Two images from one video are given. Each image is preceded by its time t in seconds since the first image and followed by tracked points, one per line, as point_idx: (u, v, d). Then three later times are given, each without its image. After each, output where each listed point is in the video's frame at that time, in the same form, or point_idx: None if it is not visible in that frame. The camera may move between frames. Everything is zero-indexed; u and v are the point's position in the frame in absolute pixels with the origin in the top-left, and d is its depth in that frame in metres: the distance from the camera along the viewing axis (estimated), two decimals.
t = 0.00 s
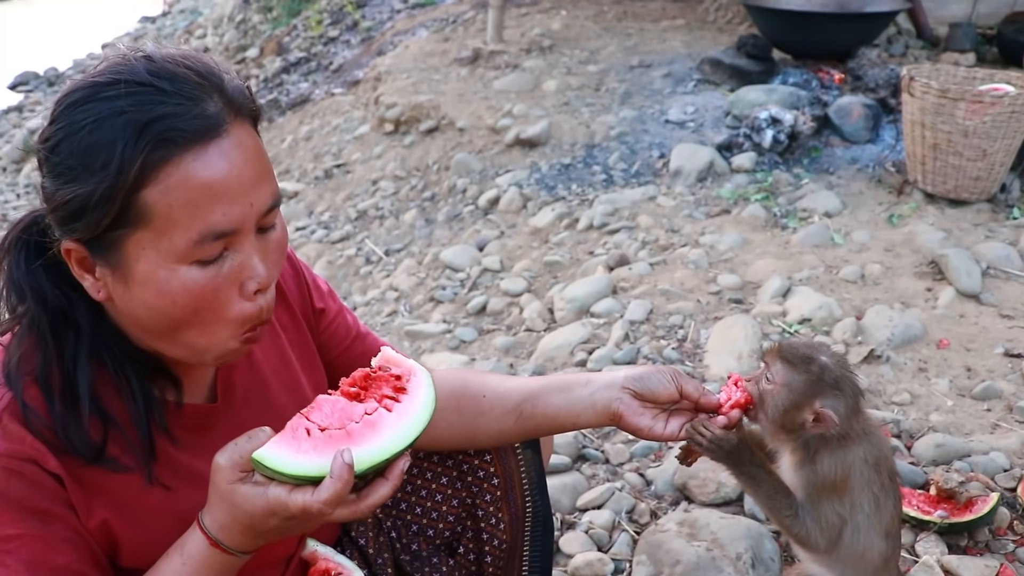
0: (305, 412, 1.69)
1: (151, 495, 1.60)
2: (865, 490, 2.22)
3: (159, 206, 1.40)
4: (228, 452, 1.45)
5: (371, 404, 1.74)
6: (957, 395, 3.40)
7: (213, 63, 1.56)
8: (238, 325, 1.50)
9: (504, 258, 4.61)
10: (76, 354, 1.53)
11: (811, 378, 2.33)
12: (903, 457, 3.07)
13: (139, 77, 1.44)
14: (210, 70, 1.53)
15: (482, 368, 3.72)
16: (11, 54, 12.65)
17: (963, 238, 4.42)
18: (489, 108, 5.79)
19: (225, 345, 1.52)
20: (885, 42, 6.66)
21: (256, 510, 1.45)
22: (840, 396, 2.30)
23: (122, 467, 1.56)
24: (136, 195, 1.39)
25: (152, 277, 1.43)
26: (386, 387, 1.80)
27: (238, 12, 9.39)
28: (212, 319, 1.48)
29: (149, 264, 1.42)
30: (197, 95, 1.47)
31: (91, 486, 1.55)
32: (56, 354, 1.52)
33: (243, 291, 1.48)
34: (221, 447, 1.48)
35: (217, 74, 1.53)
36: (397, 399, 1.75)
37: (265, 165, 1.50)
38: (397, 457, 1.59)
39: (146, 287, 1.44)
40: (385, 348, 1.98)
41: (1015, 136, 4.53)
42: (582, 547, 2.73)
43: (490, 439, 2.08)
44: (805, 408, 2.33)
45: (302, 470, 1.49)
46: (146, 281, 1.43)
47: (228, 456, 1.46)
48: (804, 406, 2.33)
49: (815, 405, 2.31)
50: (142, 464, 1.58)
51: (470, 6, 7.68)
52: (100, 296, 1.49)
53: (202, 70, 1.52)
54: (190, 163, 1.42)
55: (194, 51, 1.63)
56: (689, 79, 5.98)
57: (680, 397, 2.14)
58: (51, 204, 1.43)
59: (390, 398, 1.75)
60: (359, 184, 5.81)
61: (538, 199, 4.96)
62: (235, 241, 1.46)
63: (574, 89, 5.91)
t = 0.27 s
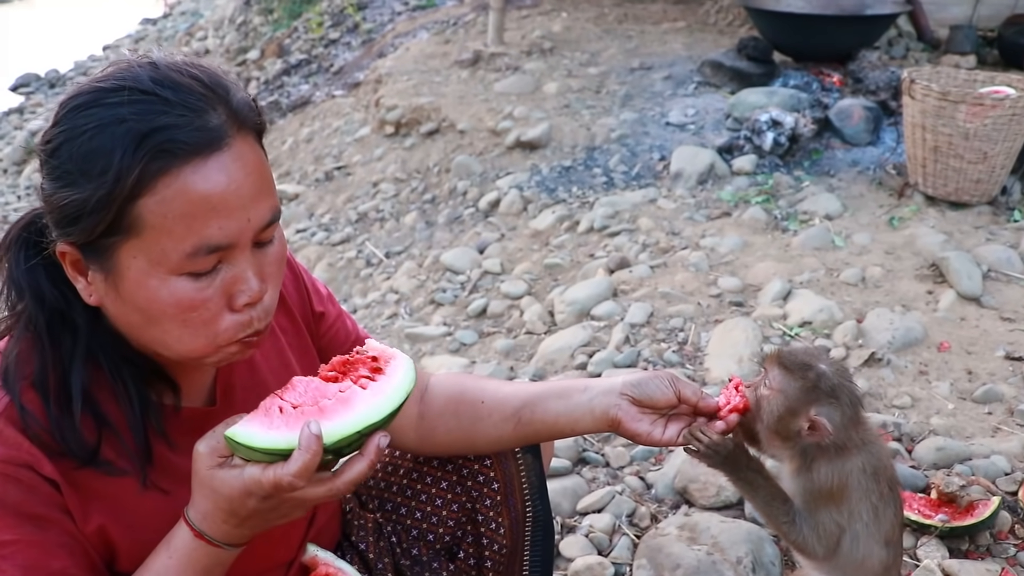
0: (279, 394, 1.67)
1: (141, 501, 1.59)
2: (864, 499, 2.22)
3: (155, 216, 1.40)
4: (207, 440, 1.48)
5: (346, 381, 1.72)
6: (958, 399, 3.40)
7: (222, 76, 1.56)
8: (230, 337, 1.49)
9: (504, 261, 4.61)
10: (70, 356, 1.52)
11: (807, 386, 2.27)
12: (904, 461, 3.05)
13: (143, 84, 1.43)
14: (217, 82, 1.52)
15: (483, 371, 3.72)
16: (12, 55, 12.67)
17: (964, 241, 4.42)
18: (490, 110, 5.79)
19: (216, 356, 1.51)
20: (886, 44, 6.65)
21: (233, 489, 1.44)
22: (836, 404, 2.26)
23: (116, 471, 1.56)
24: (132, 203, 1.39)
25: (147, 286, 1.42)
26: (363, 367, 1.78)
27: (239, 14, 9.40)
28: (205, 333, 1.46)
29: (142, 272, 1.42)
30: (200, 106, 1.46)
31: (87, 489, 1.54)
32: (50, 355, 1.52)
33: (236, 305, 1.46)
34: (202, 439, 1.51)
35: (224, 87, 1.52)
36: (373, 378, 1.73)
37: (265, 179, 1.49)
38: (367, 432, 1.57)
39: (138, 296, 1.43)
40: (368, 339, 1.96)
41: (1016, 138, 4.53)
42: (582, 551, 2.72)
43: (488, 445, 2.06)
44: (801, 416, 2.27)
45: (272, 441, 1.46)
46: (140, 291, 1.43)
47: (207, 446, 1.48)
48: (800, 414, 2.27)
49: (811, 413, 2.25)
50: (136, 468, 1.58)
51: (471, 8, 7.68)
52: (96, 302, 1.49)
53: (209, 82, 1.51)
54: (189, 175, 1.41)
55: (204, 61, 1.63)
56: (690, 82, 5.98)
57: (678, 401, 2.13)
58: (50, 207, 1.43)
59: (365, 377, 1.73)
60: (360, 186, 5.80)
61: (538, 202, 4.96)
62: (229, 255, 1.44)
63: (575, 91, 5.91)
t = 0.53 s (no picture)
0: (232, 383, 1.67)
1: (141, 534, 1.59)
2: (861, 510, 2.22)
3: (164, 257, 1.39)
4: (165, 438, 1.50)
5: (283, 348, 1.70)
6: (956, 402, 3.39)
7: (240, 114, 1.56)
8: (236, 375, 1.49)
9: (502, 265, 4.60)
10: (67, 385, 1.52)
11: (806, 396, 2.27)
12: (903, 465, 3.04)
13: (157, 122, 1.43)
14: (234, 121, 1.52)
15: (480, 376, 3.71)
16: (10, 58, 12.65)
17: (962, 244, 4.42)
18: (487, 114, 5.79)
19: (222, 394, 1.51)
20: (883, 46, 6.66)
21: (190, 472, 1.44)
22: (836, 415, 2.26)
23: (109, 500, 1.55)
24: (141, 244, 1.38)
25: (152, 326, 1.42)
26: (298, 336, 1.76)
27: (237, 18, 9.41)
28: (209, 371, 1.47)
29: (149, 312, 1.42)
30: (215, 147, 1.45)
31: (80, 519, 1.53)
32: (56, 387, 1.52)
33: (240, 345, 1.47)
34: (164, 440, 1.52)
35: (241, 127, 1.52)
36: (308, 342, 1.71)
37: (276, 219, 1.48)
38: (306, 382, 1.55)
39: (145, 335, 1.43)
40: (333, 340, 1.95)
41: (1013, 141, 4.53)
42: (580, 557, 2.71)
43: (486, 458, 2.07)
44: (800, 425, 2.26)
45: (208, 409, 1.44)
46: (145, 330, 1.43)
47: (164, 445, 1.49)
48: (799, 423, 2.26)
49: (811, 422, 2.25)
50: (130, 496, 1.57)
51: (468, 12, 7.68)
52: (98, 334, 1.49)
53: (227, 121, 1.51)
54: (199, 217, 1.40)
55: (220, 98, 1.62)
56: (688, 85, 5.98)
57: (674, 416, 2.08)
58: (59, 240, 1.43)
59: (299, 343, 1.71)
60: (358, 190, 5.79)
61: (536, 205, 4.95)
62: (237, 296, 1.44)
63: (573, 94, 5.91)
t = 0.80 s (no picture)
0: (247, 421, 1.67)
1: (125, 557, 1.58)
2: (862, 529, 2.20)
3: (191, 314, 1.39)
4: (178, 478, 1.50)
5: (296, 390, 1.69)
6: (954, 414, 3.39)
7: (278, 168, 1.52)
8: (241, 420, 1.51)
9: (498, 278, 4.59)
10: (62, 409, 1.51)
11: (816, 418, 2.27)
12: (901, 478, 3.04)
13: (206, 178, 1.39)
14: (274, 179, 1.49)
15: (476, 389, 3.70)
16: (7, 70, 12.68)
17: (958, 254, 4.42)
18: (484, 126, 5.79)
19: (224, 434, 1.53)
20: (878, 57, 6.68)
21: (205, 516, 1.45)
22: (845, 434, 2.24)
23: (95, 524, 1.54)
24: (172, 301, 1.37)
25: (167, 374, 1.42)
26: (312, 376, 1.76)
27: (234, 30, 9.45)
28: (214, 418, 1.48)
29: (167, 361, 1.42)
30: (258, 212, 1.43)
31: (65, 544, 1.51)
32: (51, 410, 1.50)
33: (248, 396, 1.48)
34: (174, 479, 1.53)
35: (280, 185, 1.49)
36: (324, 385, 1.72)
37: (303, 286, 1.49)
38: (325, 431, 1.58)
39: (158, 380, 1.43)
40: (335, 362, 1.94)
41: (1008, 151, 4.53)
42: (576, 573, 2.69)
43: (478, 475, 2.06)
44: (809, 445, 2.26)
45: (231, 457, 1.45)
46: (158, 375, 1.43)
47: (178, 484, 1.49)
48: (808, 443, 2.27)
49: (819, 443, 2.24)
50: (115, 521, 1.56)
51: (465, 24, 7.71)
52: (101, 364, 1.47)
53: (267, 177, 1.48)
54: (235, 283, 1.40)
55: (252, 139, 1.57)
56: (683, 96, 5.99)
57: (669, 437, 2.09)
58: (80, 277, 1.38)
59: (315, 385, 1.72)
60: (354, 202, 5.79)
61: (532, 218, 4.95)
62: (257, 356, 1.45)
63: (569, 106, 5.92)
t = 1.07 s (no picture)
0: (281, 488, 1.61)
1: None
2: (867, 547, 2.16)
3: (174, 272, 1.38)
4: (198, 533, 1.39)
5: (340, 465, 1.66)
6: (949, 430, 3.38)
7: (221, 135, 1.55)
8: (246, 392, 1.48)
9: (493, 294, 4.59)
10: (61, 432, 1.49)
11: (829, 434, 2.24)
12: (896, 495, 3.03)
13: (156, 144, 1.42)
14: (219, 141, 1.52)
15: (471, 408, 3.69)
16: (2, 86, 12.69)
17: (952, 269, 4.42)
18: (478, 142, 5.80)
19: (231, 415, 1.50)
20: (871, 71, 6.80)
21: None
22: (859, 452, 2.20)
23: (93, 549, 1.53)
24: (152, 262, 1.37)
25: (164, 346, 1.40)
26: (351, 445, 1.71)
27: (229, 46, 9.49)
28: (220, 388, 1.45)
29: (160, 331, 1.40)
30: (212, 164, 1.45)
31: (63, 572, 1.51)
32: (46, 436, 1.49)
33: (251, 359, 1.46)
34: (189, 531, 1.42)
35: (227, 145, 1.52)
36: (365, 458, 1.68)
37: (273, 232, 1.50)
38: (372, 519, 1.54)
39: (154, 357, 1.41)
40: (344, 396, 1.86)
41: (1000, 165, 4.54)
42: None
43: (476, 500, 2.02)
44: (823, 464, 2.24)
45: (281, 544, 1.43)
46: (156, 350, 1.40)
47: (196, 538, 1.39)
48: (822, 461, 2.24)
49: (833, 461, 2.21)
50: (113, 545, 1.55)
51: (459, 39, 7.74)
52: (99, 369, 1.45)
53: (212, 140, 1.51)
54: (205, 231, 1.40)
55: (188, 120, 1.60)
56: (677, 111, 6.02)
57: (669, 457, 2.05)
58: (53, 270, 1.38)
59: (356, 458, 1.68)
60: (349, 219, 5.79)
61: (526, 234, 4.95)
62: (245, 308, 1.44)
63: (563, 122, 5.93)
